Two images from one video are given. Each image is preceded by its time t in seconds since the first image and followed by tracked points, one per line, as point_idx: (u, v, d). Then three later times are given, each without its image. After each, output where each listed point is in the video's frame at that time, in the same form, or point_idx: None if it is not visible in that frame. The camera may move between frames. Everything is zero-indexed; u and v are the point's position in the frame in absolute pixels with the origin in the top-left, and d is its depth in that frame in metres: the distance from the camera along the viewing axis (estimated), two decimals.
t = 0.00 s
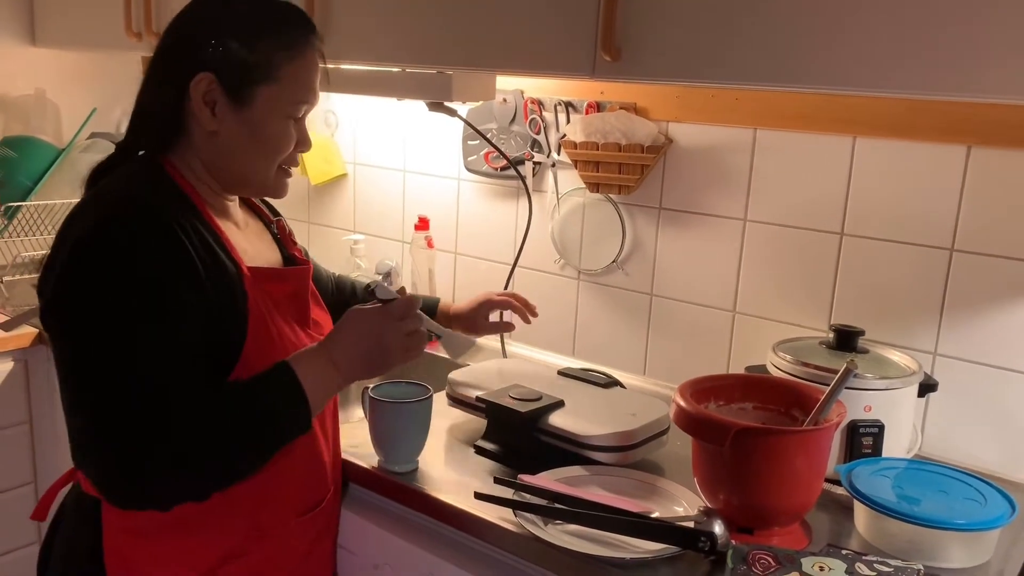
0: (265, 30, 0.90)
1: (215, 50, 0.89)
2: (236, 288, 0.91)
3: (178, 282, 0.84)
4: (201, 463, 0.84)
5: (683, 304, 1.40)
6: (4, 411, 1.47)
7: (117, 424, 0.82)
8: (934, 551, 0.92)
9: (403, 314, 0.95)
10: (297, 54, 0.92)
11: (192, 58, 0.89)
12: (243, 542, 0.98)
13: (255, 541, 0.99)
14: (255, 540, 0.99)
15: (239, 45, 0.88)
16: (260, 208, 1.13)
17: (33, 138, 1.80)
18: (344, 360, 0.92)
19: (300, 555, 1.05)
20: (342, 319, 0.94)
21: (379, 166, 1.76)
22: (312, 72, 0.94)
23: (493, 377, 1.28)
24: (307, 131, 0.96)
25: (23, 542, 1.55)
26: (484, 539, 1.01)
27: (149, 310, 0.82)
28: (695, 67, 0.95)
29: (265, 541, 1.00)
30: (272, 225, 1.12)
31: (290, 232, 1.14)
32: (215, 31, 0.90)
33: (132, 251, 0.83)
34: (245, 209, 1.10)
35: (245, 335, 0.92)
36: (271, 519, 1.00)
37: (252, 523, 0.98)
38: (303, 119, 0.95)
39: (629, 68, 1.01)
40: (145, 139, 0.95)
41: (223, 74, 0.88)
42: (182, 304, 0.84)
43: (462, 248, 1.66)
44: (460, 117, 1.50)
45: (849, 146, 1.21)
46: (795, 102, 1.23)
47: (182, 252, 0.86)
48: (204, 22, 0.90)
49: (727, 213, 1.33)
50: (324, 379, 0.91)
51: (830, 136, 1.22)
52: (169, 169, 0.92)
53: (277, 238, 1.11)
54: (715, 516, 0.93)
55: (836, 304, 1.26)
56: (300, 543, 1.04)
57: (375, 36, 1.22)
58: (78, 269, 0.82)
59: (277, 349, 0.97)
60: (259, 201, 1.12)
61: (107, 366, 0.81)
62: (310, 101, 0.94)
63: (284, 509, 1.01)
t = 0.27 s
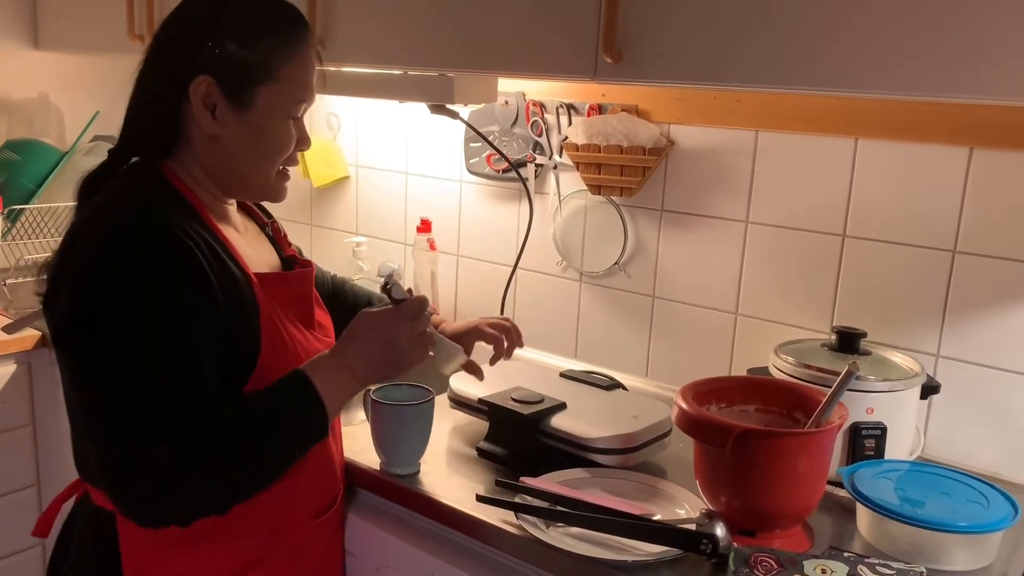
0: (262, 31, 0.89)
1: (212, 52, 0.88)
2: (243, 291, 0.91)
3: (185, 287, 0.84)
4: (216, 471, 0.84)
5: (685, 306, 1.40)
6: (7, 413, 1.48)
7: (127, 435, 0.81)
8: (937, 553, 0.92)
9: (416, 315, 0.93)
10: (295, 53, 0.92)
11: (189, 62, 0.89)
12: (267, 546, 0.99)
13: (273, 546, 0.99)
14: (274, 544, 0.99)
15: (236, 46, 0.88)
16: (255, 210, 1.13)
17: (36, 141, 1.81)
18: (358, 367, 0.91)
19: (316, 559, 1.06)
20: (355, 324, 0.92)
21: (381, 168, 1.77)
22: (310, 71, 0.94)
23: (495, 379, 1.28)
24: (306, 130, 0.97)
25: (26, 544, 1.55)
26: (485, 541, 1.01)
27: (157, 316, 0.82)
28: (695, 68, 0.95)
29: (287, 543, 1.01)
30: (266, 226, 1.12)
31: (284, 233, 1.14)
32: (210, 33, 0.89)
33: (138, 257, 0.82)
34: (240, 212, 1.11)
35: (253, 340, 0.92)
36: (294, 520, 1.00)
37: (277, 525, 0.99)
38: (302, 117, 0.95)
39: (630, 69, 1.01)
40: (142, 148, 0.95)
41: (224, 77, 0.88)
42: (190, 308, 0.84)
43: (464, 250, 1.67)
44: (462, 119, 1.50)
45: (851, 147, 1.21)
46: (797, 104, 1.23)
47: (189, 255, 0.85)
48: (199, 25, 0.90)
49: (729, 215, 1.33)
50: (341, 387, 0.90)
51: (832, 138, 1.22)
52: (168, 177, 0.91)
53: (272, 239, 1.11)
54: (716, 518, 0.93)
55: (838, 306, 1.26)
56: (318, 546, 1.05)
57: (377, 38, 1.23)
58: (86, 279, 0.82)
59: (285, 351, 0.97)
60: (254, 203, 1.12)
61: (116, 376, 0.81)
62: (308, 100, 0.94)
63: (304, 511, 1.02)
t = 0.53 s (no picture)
0: (219, 20, 0.89)
1: (173, 54, 0.90)
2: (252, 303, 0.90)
3: (189, 293, 0.83)
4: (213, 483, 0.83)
5: (685, 310, 1.40)
6: (7, 417, 1.48)
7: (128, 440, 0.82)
8: (936, 557, 0.92)
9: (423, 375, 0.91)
10: (257, 36, 0.91)
11: (159, 66, 0.91)
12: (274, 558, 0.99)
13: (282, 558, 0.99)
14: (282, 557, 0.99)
15: (195, 42, 0.89)
16: (267, 217, 1.12)
17: (38, 146, 1.81)
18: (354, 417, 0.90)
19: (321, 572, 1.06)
20: (360, 371, 0.90)
21: (382, 173, 1.77)
22: (278, 51, 0.92)
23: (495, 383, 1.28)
24: (289, 121, 0.95)
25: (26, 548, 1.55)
26: (485, 545, 1.01)
27: (159, 322, 0.82)
28: (694, 74, 0.96)
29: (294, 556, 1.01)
30: (278, 233, 1.12)
31: (296, 241, 1.14)
32: (177, 30, 0.90)
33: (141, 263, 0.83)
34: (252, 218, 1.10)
35: (264, 354, 0.91)
36: (300, 532, 1.01)
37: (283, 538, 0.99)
38: (281, 107, 0.94)
39: (629, 75, 1.01)
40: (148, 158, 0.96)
41: (183, 78, 0.90)
42: (193, 314, 0.83)
43: (464, 254, 1.67)
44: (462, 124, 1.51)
45: (850, 152, 1.21)
46: (795, 108, 1.23)
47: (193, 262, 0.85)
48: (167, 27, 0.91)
49: (728, 219, 1.33)
50: (331, 431, 0.89)
51: (831, 142, 1.22)
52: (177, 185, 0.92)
53: (284, 246, 1.11)
54: (716, 522, 0.93)
55: (837, 310, 1.26)
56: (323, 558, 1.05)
57: (377, 43, 1.23)
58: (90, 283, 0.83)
59: (293, 363, 0.95)
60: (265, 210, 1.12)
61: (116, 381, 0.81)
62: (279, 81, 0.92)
63: (310, 523, 1.02)
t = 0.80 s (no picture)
0: (180, 28, 0.89)
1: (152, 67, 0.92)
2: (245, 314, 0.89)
3: (181, 305, 0.83)
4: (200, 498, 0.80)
5: (686, 314, 1.40)
6: (10, 421, 1.48)
7: (110, 453, 0.78)
8: (937, 561, 0.92)
9: (401, 418, 0.88)
10: (218, 38, 0.89)
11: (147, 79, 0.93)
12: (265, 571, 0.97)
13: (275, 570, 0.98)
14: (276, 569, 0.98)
15: (163, 52, 0.90)
16: (287, 224, 1.13)
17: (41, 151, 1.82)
18: (326, 453, 0.85)
19: None
20: (338, 405, 0.87)
21: (383, 177, 1.77)
22: (240, 54, 0.90)
23: (495, 388, 1.28)
24: (257, 125, 0.92)
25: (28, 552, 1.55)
26: (486, 549, 1.01)
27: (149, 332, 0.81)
28: (695, 79, 0.96)
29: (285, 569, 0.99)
30: (299, 241, 1.12)
31: (316, 248, 1.13)
32: (155, 41, 0.92)
33: (133, 270, 0.81)
34: (270, 225, 1.11)
35: (257, 366, 0.89)
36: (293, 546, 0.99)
37: (274, 552, 0.97)
38: (248, 111, 0.92)
39: (630, 79, 1.01)
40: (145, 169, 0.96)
41: (158, 88, 0.91)
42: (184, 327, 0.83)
43: (465, 258, 1.67)
44: (463, 129, 1.51)
45: (850, 156, 1.21)
46: (796, 113, 1.23)
47: (186, 274, 0.84)
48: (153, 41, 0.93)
49: (729, 224, 1.33)
50: (299, 463, 0.85)
51: (831, 147, 1.23)
52: (177, 193, 0.92)
53: (302, 255, 1.11)
54: (716, 526, 0.93)
55: (838, 314, 1.26)
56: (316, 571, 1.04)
57: (378, 48, 1.24)
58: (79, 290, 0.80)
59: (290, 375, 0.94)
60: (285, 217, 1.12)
61: (102, 391, 0.78)
62: (241, 84, 0.90)
63: (305, 536, 1.00)
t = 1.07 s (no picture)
0: (192, 35, 0.89)
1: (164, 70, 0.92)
2: (241, 319, 0.89)
3: (177, 307, 0.83)
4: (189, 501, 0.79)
5: (688, 316, 1.40)
6: (13, 423, 1.48)
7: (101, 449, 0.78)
8: (940, 564, 0.92)
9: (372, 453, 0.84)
10: (228, 48, 0.89)
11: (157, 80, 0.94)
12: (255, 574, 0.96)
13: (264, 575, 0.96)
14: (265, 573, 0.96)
15: (173, 57, 0.90)
16: (296, 230, 1.13)
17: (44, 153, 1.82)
18: (293, 479, 0.82)
19: None
20: (312, 431, 0.84)
21: (385, 180, 1.78)
22: (248, 65, 0.90)
23: (498, 390, 1.29)
24: (261, 136, 0.92)
25: (31, 553, 1.55)
26: (488, 551, 1.01)
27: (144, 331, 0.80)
28: (697, 82, 0.96)
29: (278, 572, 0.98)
30: (307, 246, 1.12)
31: (324, 254, 1.14)
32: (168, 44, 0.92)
33: (130, 270, 0.81)
34: (279, 230, 1.11)
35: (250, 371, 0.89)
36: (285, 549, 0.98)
37: (265, 556, 0.96)
38: (252, 121, 0.92)
39: (631, 81, 1.01)
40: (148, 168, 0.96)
41: (168, 88, 0.91)
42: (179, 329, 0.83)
43: (467, 261, 1.67)
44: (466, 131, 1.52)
45: (852, 158, 1.22)
46: (798, 115, 1.23)
47: (183, 277, 0.84)
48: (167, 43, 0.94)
49: (731, 226, 1.33)
50: (265, 482, 0.82)
51: (833, 149, 1.23)
52: (178, 194, 0.92)
53: (311, 261, 1.11)
54: (718, 528, 0.93)
55: (840, 316, 1.26)
56: None
57: (381, 51, 1.24)
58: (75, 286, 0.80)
59: (284, 377, 0.93)
60: (294, 223, 1.12)
61: (95, 388, 0.78)
62: (247, 95, 0.91)
63: (297, 540, 0.99)
